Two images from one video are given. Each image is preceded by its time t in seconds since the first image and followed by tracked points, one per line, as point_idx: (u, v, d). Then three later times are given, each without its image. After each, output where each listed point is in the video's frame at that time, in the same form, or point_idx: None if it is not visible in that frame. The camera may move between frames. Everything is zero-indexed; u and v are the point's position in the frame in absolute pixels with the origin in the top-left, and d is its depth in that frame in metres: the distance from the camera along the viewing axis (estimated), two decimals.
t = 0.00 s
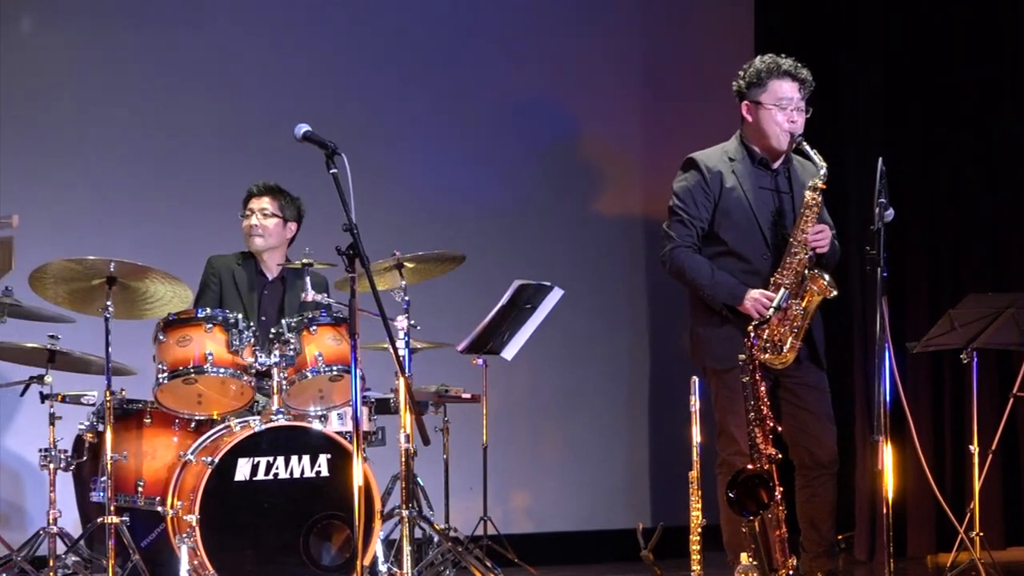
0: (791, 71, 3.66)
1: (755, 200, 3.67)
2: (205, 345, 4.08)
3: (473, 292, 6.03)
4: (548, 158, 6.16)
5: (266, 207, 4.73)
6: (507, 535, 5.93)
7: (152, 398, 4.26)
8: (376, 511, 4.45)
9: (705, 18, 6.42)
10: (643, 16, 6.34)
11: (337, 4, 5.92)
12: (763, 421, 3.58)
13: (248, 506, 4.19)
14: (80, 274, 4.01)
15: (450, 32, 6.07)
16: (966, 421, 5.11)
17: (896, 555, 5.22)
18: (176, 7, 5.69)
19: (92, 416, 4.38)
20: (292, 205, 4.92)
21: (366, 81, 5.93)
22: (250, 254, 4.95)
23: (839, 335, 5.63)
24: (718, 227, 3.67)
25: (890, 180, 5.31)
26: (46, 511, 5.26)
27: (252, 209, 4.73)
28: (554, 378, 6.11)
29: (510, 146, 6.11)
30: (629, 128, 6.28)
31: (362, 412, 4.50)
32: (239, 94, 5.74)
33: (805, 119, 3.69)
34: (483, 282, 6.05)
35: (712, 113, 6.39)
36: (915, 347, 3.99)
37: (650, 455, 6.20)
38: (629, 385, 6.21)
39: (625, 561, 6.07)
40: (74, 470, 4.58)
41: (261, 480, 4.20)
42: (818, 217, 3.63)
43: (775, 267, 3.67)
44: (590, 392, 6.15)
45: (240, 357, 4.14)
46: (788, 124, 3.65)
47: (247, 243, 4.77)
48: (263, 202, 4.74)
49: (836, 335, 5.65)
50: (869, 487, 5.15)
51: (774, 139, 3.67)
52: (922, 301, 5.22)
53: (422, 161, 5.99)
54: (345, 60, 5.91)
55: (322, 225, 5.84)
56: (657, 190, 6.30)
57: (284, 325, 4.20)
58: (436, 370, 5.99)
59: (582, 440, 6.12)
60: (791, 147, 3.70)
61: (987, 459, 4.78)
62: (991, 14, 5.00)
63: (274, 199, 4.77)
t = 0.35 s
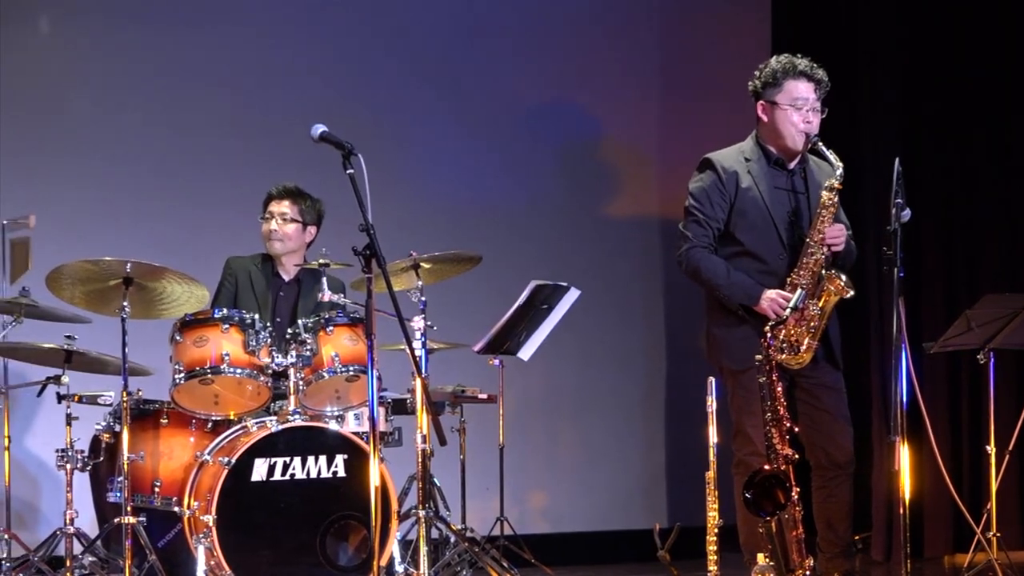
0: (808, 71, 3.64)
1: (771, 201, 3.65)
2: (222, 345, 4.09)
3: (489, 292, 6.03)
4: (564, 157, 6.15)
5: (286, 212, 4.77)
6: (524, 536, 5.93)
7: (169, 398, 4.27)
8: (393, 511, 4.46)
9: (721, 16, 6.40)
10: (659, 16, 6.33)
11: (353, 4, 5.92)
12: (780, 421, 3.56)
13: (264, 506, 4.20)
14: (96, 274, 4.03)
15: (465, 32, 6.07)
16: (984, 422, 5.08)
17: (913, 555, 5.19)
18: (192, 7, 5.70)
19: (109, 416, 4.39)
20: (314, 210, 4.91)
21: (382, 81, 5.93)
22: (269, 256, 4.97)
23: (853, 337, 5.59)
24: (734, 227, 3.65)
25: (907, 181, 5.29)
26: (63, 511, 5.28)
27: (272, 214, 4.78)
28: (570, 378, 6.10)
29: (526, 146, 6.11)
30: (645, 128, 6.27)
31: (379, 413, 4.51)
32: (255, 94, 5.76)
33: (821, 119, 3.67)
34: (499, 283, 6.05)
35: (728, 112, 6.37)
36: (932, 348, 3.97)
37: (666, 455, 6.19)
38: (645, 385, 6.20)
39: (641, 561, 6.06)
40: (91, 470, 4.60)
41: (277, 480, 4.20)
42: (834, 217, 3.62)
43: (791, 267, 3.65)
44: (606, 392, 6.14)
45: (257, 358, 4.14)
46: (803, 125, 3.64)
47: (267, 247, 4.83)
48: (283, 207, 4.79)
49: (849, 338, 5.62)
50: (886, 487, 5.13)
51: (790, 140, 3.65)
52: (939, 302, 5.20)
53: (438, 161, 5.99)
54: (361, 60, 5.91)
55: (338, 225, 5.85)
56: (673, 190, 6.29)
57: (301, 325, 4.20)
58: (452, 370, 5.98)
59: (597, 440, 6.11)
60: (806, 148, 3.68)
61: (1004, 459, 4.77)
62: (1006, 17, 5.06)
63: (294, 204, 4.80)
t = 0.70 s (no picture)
0: (834, 72, 3.60)
1: (797, 201, 3.63)
2: (249, 345, 4.10)
3: (515, 292, 6.02)
4: (589, 156, 6.13)
5: (300, 222, 4.70)
6: (551, 535, 5.92)
7: (196, 398, 4.29)
8: (419, 511, 4.45)
9: (749, 14, 6.36)
10: (686, 14, 6.30)
11: (378, 4, 5.93)
12: (807, 421, 3.53)
13: (292, 506, 4.21)
14: (123, 274, 4.05)
15: (491, 31, 6.06)
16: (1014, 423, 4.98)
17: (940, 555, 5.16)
18: (219, 8, 5.72)
19: (136, 416, 4.42)
20: (334, 217, 4.82)
21: (408, 82, 5.93)
22: (288, 264, 4.94)
23: (882, 337, 5.55)
24: (759, 228, 3.63)
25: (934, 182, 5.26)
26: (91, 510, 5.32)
27: (287, 224, 4.71)
28: (597, 378, 6.08)
29: (552, 145, 6.09)
30: (671, 127, 6.24)
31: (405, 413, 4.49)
32: (281, 95, 5.77)
33: (847, 120, 3.63)
34: (526, 282, 6.04)
35: (756, 110, 6.33)
36: (960, 348, 3.92)
37: (694, 455, 6.16)
38: (672, 384, 6.17)
39: (669, 560, 6.04)
40: (118, 470, 4.63)
41: (304, 480, 4.21)
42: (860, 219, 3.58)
43: (817, 268, 3.62)
44: (633, 392, 6.12)
45: (284, 358, 4.15)
46: (829, 126, 3.60)
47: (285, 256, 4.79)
48: (299, 217, 4.71)
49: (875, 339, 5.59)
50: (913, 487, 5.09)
51: (815, 141, 3.61)
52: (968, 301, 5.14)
53: (464, 160, 5.98)
54: (387, 61, 5.91)
55: (365, 225, 5.86)
56: (700, 189, 6.25)
57: (328, 326, 4.22)
58: (479, 370, 5.97)
59: (624, 440, 6.09)
60: (833, 148, 3.64)
61: None
62: (1006, 9, 5.01)
63: (310, 213, 4.72)
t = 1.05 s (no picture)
0: (859, 76, 3.53)
1: (819, 205, 3.60)
2: (273, 345, 4.11)
3: (538, 292, 6.01)
4: (612, 156, 6.12)
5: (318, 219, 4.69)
6: (575, 535, 5.90)
7: (220, 398, 4.30)
8: (443, 511, 4.45)
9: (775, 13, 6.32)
10: (711, 13, 6.27)
11: (400, 4, 5.93)
12: (831, 421, 3.49)
13: (317, 506, 4.22)
14: (147, 273, 4.08)
15: (512, 31, 6.05)
16: None
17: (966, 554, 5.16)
18: (243, 9, 5.74)
19: (160, 416, 4.44)
20: (352, 215, 4.83)
21: (431, 82, 5.94)
22: (307, 263, 4.95)
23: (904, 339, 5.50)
24: (780, 230, 3.61)
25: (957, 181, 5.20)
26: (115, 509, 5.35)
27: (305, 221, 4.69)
28: (621, 378, 6.06)
29: (574, 145, 6.08)
30: (695, 126, 6.22)
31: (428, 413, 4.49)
32: (304, 95, 5.79)
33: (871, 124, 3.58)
34: (549, 282, 6.02)
35: (781, 110, 6.30)
36: (983, 348, 3.81)
37: (718, 455, 6.13)
38: (696, 384, 6.15)
39: (693, 561, 6.02)
40: (142, 470, 4.66)
41: (329, 480, 4.22)
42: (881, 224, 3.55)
43: (838, 272, 3.59)
44: (656, 392, 6.10)
45: (308, 357, 4.16)
46: (853, 130, 3.54)
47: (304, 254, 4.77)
48: (318, 215, 4.73)
49: (896, 341, 5.54)
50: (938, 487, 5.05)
51: (840, 144, 3.56)
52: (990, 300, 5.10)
53: (486, 160, 5.98)
54: (411, 61, 5.92)
55: (388, 225, 5.86)
56: (725, 189, 6.23)
57: (352, 325, 4.21)
58: (502, 369, 5.97)
59: (647, 440, 6.07)
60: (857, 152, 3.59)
61: None
62: (1006, 9, 5.07)
63: (329, 211, 4.74)
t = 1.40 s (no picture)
0: (876, 82, 3.47)
1: (836, 211, 3.57)
2: (294, 345, 4.12)
3: (559, 291, 6.00)
4: (632, 155, 6.10)
5: (326, 228, 4.65)
6: (595, 535, 5.89)
7: (241, 398, 4.32)
8: (463, 510, 4.45)
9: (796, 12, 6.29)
10: (731, 12, 6.24)
11: (420, 5, 5.93)
12: (853, 421, 3.45)
13: (338, 505, 4.22)
14: (168, 274, 4.09)
15: (532, 30, 6.05)
16: None
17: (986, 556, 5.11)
18: (263, 10, 5.76)
19: (181, 416, 4.46)
20: (361, 218, 4.73)
21: (451, 82, 5.93)
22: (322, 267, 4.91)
23: (925, 339, 5.50)
24: (797, 237, 3.60)
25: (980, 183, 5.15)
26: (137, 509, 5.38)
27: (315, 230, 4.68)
28: (641, 377, 6.05)
29: (595, 145, 6.06)
30: (715, 126, 6.19)
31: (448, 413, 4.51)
32: (324, 96, 5.80)
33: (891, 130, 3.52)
34: (569, 282, 6.01)
35: (802, 108, 6.27)
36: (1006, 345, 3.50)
37: (739, 456, 6.11)
38: (717, 384, 6.12)
39: (714, 561, 5.99)
40: (163, 469, 4.69)
41: (350, 480, 4.22)
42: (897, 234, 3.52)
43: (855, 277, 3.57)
44: (677, 392, 6.08)
45: (329, 357, 4.16)
46: (872, 137, 3.49)
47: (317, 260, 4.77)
48: (328, 223, 4.67)
49: (918, 342, 5.54)
50: (960, 486, 5.01)
51: (859, 150, 3.51)
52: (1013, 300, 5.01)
53: (506, 160, 5.97)
54: (431, 61, 5.92)
55: (408, 225, 5.87)
56: (746, 188, 6.20)
57: (373, 325, 4.22)
58: (522, 369, 5.96)
59: (668, 440, 6.05)
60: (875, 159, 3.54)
61: None
62: (1006, 9, 5.04)
63: (338, 219, 4.67)
